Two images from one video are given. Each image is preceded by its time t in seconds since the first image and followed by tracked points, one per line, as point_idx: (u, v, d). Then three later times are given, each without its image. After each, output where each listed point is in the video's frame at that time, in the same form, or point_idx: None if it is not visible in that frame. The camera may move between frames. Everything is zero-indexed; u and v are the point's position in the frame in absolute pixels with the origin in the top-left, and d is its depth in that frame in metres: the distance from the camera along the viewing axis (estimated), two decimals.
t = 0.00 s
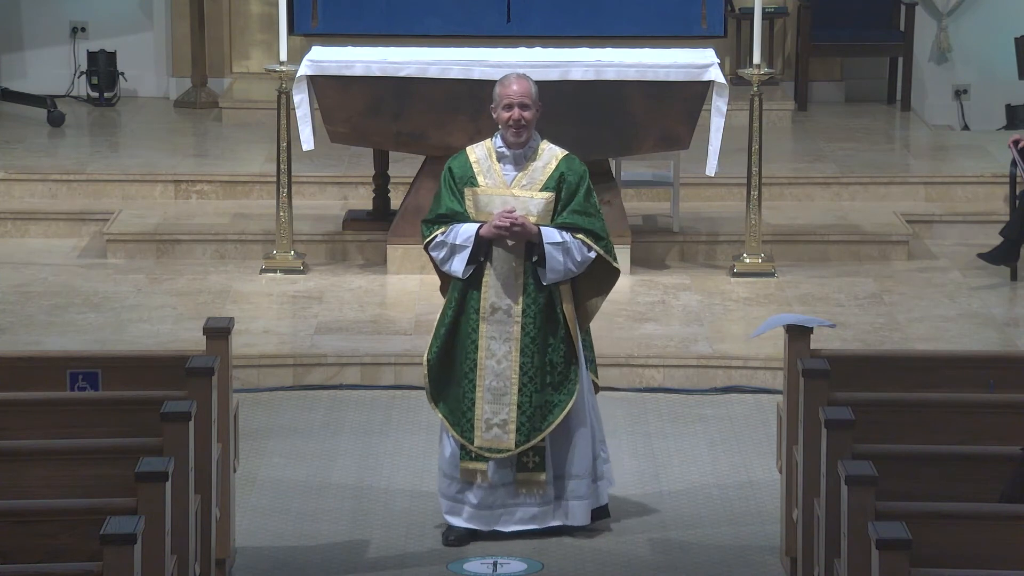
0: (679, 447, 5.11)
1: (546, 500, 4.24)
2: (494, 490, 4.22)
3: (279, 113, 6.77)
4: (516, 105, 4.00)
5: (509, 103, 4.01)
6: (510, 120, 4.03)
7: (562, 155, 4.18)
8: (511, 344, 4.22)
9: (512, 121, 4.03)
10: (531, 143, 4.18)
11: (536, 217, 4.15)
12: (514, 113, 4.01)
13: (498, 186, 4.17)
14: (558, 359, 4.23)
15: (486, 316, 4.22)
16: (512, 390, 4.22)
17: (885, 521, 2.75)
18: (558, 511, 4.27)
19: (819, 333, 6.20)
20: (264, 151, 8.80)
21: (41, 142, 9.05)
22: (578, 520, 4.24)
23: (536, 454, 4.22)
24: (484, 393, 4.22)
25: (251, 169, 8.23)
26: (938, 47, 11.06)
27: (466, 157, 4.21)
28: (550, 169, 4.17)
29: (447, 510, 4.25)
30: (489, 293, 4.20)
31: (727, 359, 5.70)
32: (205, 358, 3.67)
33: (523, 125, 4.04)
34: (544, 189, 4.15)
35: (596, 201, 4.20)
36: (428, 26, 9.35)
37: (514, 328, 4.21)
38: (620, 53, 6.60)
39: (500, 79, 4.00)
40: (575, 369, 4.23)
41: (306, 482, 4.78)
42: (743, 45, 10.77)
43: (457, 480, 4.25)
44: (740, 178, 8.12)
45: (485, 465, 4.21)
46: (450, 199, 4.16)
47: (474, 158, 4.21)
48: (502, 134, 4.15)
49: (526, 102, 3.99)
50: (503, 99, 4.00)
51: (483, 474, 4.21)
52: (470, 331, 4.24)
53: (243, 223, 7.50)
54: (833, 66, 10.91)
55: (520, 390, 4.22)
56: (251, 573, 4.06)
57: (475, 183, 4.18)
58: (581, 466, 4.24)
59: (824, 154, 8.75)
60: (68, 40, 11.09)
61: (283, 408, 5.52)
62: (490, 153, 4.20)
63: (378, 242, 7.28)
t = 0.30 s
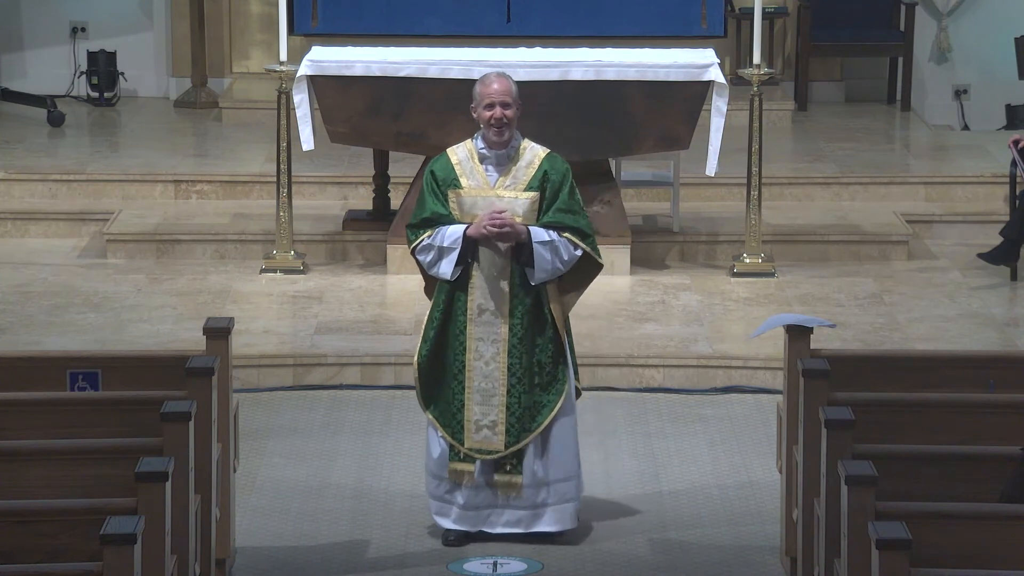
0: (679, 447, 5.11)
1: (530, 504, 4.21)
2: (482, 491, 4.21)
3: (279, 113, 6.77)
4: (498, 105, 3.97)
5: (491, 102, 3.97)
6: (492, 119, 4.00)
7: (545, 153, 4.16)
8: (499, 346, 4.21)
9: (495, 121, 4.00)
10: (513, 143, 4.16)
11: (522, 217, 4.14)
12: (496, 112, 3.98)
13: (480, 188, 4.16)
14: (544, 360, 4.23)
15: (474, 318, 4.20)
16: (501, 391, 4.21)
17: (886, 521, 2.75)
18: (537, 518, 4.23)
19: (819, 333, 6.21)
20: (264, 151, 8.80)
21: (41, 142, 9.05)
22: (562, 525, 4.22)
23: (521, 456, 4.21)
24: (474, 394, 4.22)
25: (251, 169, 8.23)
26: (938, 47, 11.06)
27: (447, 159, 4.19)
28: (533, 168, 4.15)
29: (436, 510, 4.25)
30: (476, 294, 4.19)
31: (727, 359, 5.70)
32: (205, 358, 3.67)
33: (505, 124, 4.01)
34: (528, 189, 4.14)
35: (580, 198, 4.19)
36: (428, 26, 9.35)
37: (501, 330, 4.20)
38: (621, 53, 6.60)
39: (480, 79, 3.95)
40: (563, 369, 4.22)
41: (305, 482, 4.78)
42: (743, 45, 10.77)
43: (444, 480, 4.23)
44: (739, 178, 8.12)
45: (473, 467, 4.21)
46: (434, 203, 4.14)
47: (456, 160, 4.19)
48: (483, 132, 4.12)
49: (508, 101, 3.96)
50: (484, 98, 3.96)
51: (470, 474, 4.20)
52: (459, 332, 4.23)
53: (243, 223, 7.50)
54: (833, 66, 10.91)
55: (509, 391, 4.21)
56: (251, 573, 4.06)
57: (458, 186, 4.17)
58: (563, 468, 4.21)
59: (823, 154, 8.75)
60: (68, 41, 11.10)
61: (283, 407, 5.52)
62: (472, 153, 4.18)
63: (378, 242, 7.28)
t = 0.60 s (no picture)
0: (679, 447, 5.11)
1: (527, 504, 4.21)
2: (480, 494, 4.21)
3: (279, 113, 6.77)
4: (485, 107, 3.96)
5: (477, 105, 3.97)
6: (479, 122, 3.99)
7: (531, 152, 4.17)
8: (496, 347, 4.22)
9: (485, 123, 4.00)
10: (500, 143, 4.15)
11: (512, 217, 4.14)
12: (482, 115, 3.98)
13: (470, 190, 4.15)
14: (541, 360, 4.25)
15: (470, 320, 4.21)
16: (500, 393, 4.23)
17: (886, 521, 2.75)
18: (533, 518, 4.21)
19: (819, 333, 6.21)
20: (265, 151, 8.80)
21: (41, 142, 9.05)
22: (557, 524, 4.20)
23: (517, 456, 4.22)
24: (472, 396, 4.23)
25: (251, 169, 8.23)
26: (938, 47, 11.06)
27: (433, 162, 4.17)
28: (521, 168, 4.15)
29: (433, 514, 4.22)
30: (470, 295, 4.20)
31: (727, 359, 5.70)
32: (205, 358, 3.67)
33: (492, 126, 4.01)
34: (517, 188, 4.14)
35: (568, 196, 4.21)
36: (428, 26, 9.35)
37: (498, 330, 4.21)
38: (621, 53, 6.60)
39: (464, 84, 3.95)
40: (559, 368, 4.26)
41: (305, 482, 4.78)
42: (743, 45, 10.77)
43: (441, 482, 4.23)
44: (739, 178, 8.12)
45: (474, 469, 4.21)
46: (422, 207, 4.11)
47: (442, 162, 4.17)
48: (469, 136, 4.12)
49: (494, 103, 3.96)
50: (470, 102, 3.96)
51: (469, 477, 4.21)
52: (454, 335, 4.23)
53: (243, 223, 7.50)
54: (833, 66, 10.90)
55: (508, 392, 4.23)
56: (251, 573, 4.06)
57: (446, 189, 4.16)
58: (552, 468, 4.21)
59: (823, 154, 8.75)
60: (68, 41, 11.10)
61: (283, 407, 5.52)
62: (458, 155, 4.17)
63: (378, 242, 7.28)
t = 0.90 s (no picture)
0: (679, 447, 5.11)
1: (527, 503, 4.22)
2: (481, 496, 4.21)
3: (279, 113, 6.77)
4: (475, 107, 3.98)
5: (468, 105, 3.98)
6: (472, 122, 4.00)
7: (516, 152, 4.20)
8: (497, 347, 4.22)
9: (478, 122, 4.01)
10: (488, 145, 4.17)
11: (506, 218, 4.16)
12: (475, 114, 3.99)
13: (462, 191, 4.16)
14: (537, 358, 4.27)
15: (470, 321, 4.21)
16: (502, 393, 4.23)
17: (886, 521, 2.75)
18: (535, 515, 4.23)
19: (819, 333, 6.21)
20: (265, 151, 8.80)
21: (41, 142, 9.05)
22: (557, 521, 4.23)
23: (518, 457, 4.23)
24: (473, 399, 4.23)
25: (251, 169, 8.23)
26: (938, 47, 11.06)
27: (422, 165, 4.15)
28: (509, 166, 4.18)
29: (433, 520, 4.20)
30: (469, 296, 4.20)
31: (727, 359, 5.70)
32: (205, 358, 3.67)
33: (484, 125, 4.02)
34: (507, 187, 4.16)
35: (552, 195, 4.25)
36: (428, 26, 9.35)
37: (498, 330, 4.22)
38: (621, 53, 6.60)
39: (452, 85, 3.96)
40: (555, 365, 4.29)
41: (305, 482, 4.78)
42: (743, 45, 10.77)
43: (442, 487, 4.21)
44: (739, 179, 8.12)
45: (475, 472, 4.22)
46: (416, 210, 4.11)
47: (431, 165, 4.16)
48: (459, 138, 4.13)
49: (484, 101, 3.98)
50: (461, 103, 3.97)
51: (469, 480, 4.21)
52: (454, 337, 4.23)
53: (243, 224, 7.50)
54: (833, 66, 10.90)
55: (509, 392, 4.23)
56: (251, 573, 4.06)
57: (438, 192, 4.16)
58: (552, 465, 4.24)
59: (823, 154, 8.75)
60: (68, 41, 11.10)
61: (283, 407, 5.52)
62: (447, 158, 4.16)
63: (378, 242, 7.28)
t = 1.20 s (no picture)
0: (679, 447, 5.11)
1: (536, 502, 4.20)
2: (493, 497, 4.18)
3: (279, 113, 6.77)
4: (476, 107, 3.98)
5: (471, 106, 3.99)
6: (474, 123, 4.00)
7: (510, 152, 4.20)
8: (504, 346, 4.20)
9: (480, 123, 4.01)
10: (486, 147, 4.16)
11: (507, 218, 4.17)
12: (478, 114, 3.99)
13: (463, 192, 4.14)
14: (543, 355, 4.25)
15: (477, 321, 4.18)
16: (512, 391, 4.20)
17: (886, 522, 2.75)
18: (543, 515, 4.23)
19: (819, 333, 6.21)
20: (265, 151, 8.80)
21: (41, 142, 9.05)
22: (564, 518, 4.27)
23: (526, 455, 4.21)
24: (484, 399, 4.19)
25: (251, 169, 8.23)
26: (939, 47, 11.06)
27: (422, 166, 4.12)
28: (505, 166, 4.18)
29: (439, 522, 4.17)
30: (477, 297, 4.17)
31: (727, 359, 5.70)
32: (205, 358, 3.68)
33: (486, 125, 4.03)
34: (504, 186, 4.16)
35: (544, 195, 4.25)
36: (428, 26, 9.35)
37: (505, 329, 4.20)
38: (621, 53, 6.60)
39: (454, 86, 3.96)
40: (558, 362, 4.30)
41: (305, 482, 4.77)
42: (743, 45, 10.78)
43: (450, 489, 4.16)
44: (739, 179, 8.12)
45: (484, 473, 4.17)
46: (421, 213, 4.08)
47: (432, 167, 4.12)
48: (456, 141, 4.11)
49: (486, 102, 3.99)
50: (465, 104, 3.97)
51: (480, 482, 4.16)
52: (461, 338, 4.19)
53: (243, 223, 7.50)
54: (833, 66, 10.90)
55: (519, 390, 4.21)
56: (251, 573, 4.06)
57: (442, 193, 4.13)
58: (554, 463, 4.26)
59: (823, 154, 8.75)
60: (68, 41, 11.10)
61: (283, 407, 5.52)
62: (447, 159, 4.13)
63: (378, 241, 7.28)
